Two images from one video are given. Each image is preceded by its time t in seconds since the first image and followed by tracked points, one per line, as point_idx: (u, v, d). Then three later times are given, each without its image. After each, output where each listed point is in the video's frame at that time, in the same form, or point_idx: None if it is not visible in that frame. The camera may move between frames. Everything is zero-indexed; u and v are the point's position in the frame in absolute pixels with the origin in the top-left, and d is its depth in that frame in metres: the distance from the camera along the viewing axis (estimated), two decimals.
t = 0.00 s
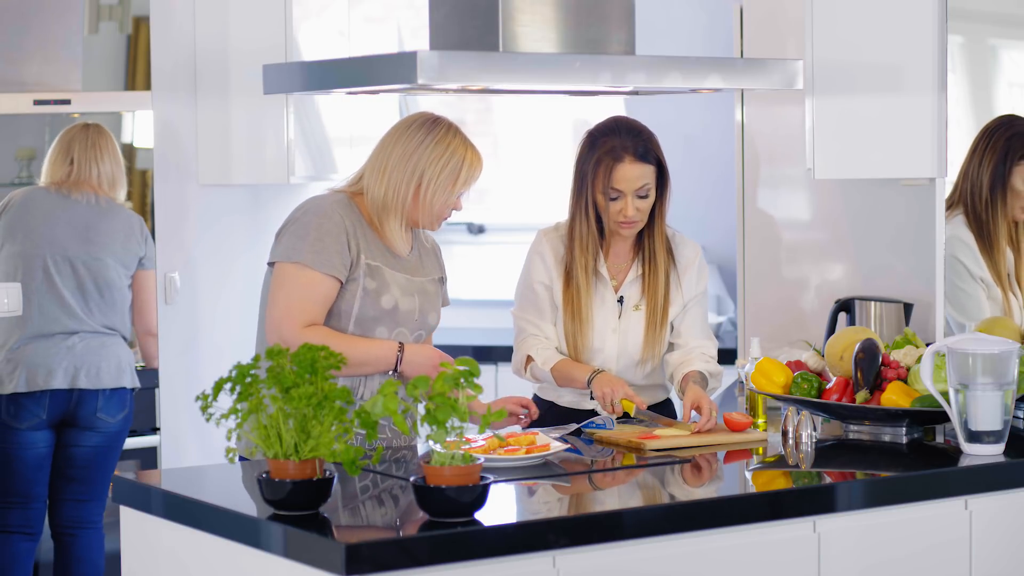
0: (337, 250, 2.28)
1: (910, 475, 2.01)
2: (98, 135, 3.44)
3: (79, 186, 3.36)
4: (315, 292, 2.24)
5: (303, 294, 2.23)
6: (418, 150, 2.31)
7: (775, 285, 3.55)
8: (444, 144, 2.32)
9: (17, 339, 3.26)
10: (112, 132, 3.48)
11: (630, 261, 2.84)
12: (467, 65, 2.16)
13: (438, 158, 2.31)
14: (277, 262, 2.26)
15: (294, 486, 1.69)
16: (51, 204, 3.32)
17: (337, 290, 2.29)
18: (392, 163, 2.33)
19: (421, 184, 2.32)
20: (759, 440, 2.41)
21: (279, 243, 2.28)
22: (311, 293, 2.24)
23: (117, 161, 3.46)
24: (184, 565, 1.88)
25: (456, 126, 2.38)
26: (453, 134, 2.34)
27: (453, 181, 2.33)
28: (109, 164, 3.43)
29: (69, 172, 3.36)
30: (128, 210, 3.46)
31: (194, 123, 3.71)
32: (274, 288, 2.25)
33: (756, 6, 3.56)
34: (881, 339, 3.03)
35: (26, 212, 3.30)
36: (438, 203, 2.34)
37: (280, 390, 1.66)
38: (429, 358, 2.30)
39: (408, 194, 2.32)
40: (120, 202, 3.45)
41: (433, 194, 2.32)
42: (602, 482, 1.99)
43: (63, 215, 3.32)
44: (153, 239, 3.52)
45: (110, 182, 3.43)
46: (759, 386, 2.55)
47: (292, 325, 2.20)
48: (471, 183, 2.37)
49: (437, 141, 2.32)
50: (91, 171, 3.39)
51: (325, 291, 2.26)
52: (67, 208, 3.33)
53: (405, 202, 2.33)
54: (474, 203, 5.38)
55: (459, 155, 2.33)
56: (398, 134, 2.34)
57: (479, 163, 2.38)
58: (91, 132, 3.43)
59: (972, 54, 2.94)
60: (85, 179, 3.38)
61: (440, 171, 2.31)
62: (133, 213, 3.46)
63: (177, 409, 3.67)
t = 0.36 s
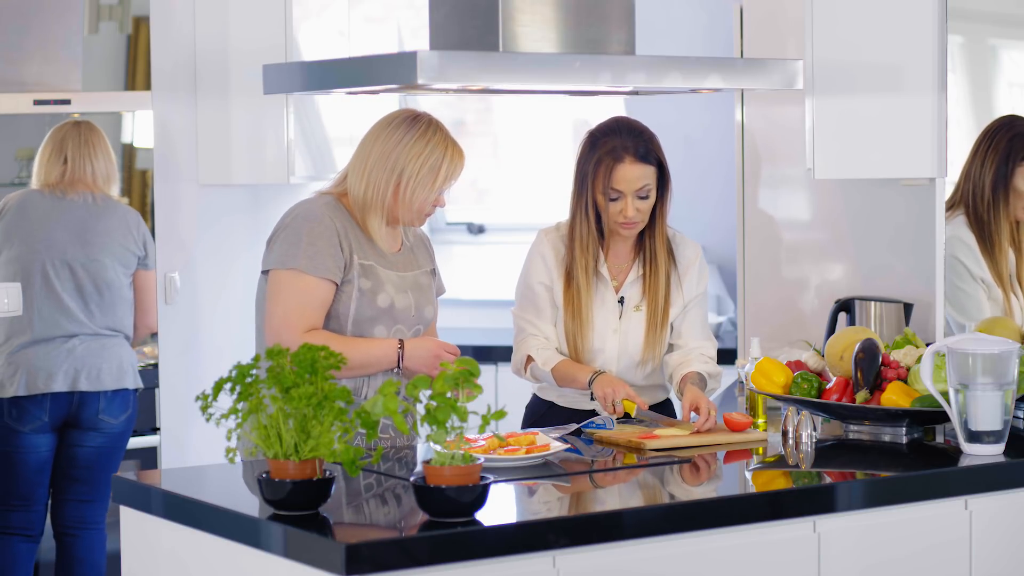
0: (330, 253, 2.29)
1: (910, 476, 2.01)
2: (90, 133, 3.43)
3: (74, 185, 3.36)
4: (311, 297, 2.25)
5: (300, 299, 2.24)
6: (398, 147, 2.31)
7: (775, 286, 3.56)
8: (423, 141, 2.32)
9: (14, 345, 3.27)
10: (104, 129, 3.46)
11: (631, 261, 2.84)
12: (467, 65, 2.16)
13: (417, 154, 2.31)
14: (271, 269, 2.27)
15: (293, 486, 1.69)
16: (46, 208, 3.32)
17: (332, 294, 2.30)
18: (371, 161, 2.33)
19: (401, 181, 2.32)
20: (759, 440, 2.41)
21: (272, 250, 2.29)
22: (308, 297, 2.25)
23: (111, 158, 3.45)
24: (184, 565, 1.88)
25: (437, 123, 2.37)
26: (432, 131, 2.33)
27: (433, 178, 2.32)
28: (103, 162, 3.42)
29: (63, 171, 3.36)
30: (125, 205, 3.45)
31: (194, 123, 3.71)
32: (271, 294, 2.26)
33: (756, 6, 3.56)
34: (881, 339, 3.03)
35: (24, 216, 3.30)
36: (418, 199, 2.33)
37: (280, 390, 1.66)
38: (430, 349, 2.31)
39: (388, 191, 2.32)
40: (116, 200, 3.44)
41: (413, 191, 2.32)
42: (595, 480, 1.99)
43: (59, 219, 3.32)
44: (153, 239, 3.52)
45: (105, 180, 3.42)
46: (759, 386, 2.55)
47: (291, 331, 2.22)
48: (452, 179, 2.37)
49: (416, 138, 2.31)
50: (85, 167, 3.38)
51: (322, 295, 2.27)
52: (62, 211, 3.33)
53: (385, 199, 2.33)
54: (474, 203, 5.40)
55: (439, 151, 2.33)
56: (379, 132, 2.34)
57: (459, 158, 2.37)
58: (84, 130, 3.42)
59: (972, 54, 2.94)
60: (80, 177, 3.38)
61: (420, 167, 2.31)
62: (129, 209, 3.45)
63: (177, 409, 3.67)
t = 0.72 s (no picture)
0: (320, 252, 2.29)
1: (910, 476, 2.01)
2: (86, 130, 3.43)
3: (72, 185, 3.35)
4: (305, 297, 2.26)
5: (294, 300, 2.25)
6: (386, 143, 2.32)
7: (775, 285, 3.56)
8: (412, 137, 2.32)
9: (15, 347, 3.26)
10: (99, 126, 3.46)
11: (631, 262, 2.84)
12: (466, 65, 2.16)
13: (405, 150, 2.31)
14: (263, 271, 2.27)
15: (293, 486, 1.69)
16: (44, 208, 3.29)
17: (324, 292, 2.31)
18: (360, 158, 2.34)
19: (389, 177, 2.32)
20: (758, 440, 2.41)
21: (263, 252, 2.29)
22: (301, 297, 2.26)
23: (107, 155, 3.44)
24: (184, 565, 1.88)
25: (426, 119, 2.38)
26: (421, 127, 2.34)
27: (422, 174, 2.33)
28: (99, 160, 3.41)
29: (60, 170, 3.35)
30: (121, 204, 3.43)
31: (194, 123, 3.71)
32: (264, 296, 2.27)
33: (756, 6, 3.56)
34: (881, 338, 3.03)
35: (21, 218, 3.27)
36: (407, 195, 2.34)
37: (280, 390, 1.66)
38: (424, 346, 2.32)
39: (377, 187, 2.33)
40: (113, 198, 3.43)
41: (401, 187, 2.32)
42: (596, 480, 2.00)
43: (58, 219, 3.29)
44: (153, 239, 3.52)
45: (101, 178, 3.41)
46: (759, 386, 2.54)
47: (285, 330, 2.23)
48: (441, 175, 2.37)
49: (405, 135, 2.32)
50: (82, 165, 3.37)
51: (314, 294, 2.28)
52: (61, 210, 3.30)
53: (374, 195, 2.33)
54: (474, 203, 5.40)
55: (428, 147, 2.34)
56: (368, 128, 2.35)
57: (449, 155, 2.38)
58: (80, 128, 3.42)
59: (972, 54, 2.94)
60: (77, 176, 3.36)
61: (408, 163, 2.31)
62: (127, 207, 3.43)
63: (177, 409, 3.67)
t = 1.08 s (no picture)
0: (315, 254, 2.29)
1: (910, 476, 2.01)
2: (82, 129, 3.41)
3: (69, 185, 3.32)
4: (302, 298, 2.26)
5: (291, 302, 2.25)
6: (376, 142, 2.32)
7: (775, 286, 3.56)
8: (402, 136, 2.33)
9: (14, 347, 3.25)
10: (94, 125, 3.45)
11: (629, 259, 2.84)
12: (466, 65, 2.16)
13: (395, 149, 2.32)
14: (258, 273, 2.27)
15: (294, 486, 1.69)
16: (39, 208, 3.27)
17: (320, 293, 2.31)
18: (350, 157, 2.34)
19: (379, 177, 2.32)
20: (759, 440, 2.41)
21: (259, 254, 2.29)
22: (298, 298, 2.26)
23: (102, 155, 3.43)
24: (184, 565, 1.88)
25: (417, 118, 2.39)
26: (411, 126, 2.35)
27: (412, 173, 2.33)
28: (95, 159, 3.40)
29: (58, 168, 3.32)
30: (117, 203, 3.41)
31: (194, 123, 3.71)
32: (261, 298, 2.27)
33: (756, 6, 3.56)
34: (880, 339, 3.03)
35: (18, 218, 3.26)
36: (396, 194, 2.34)
37: (280, 390, 1.66)
38: (422, 346, 2.32)
39: (367, 187, 2.33)
40: (108, 198, 3.41)
41: (391, 186, 2.33)
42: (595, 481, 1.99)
43: (55, 219, 3.27)
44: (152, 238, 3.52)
45: (97, 177, 3.39)
46: (759, 386, 2.54)
47: (282, 332, 2.23)
48: (432, 174, 2.37)
49: (395, 134, 2.33)
50: (79, 165, 3.35)
51: (311, 295, 2.28)
52: (58, 210, 3.28)
53: (364, 195, 2.34)
54: (474, 203, 5.41)
55: (418, 146, 2.34)
56: (359, 128, 2.36)
57: (439, 153, 2.38)
58: (76, 126, 3.40)
59: (972, 54, 2.91)
60: (74, 176, 3.34)
61: (399, 162, 2.32)
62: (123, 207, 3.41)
63: (177, 409, 3.67)
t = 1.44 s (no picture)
0: (314, 254, 2.29)
1: (910, 476, 2.01)
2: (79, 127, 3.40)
3: (69, 185, 3.32)
4: (300, 298, 2.26)
5: (290, 302, 2.25)
6: (368, 142, 2.33)
7: (775, 285, 3.56)
8: (395, 135, 2.33)
9: (14, 347, 3.25)
10: (90, 126, 3.44)
11: (628, 258, 2.84)
12: (466, 65, 2.16)
13: (388, 147, 2.32)
14: (257, 273, 2.27)
15: (294, 486, 1.69)
16: (37, 207, 3.27)
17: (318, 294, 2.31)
18: (343, 157, 2.35)
19: (372, 175, 2.32)
20: (759, 440, 2.41)
21: (257, 254, 2.29)
22: (296, 298, 2.26)
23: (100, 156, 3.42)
24: (184, 565, 1.88)
25: (413, 119, 2.38)
26: (405, 126, 2.35)
27: (405, 171, 2.32)
28: (95, 159, 3.39)
29: (57, 167, 3.32)
30: (117, 203, 3.41)
31: (194, 123, 3.71)
32: (259, 298, 2.27)
33: (756, 6, 3.56)
34: (880, 339, 3.03)
35: (17, 218, 3.26)
36: (389, 193, 2.33)
37: (280, 390, 1.66)
38: (422, 346, 2.33)
39: (359, 185, 2.33)
40: (106, 198, 3.40)
41: (384, 185, 2.32)
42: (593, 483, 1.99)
43: (54, 219, 3.27)
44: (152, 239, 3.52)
45: (96, 178, 3.39)
46: (759, 386, 2.54)
47: (280, 332, 2.23)
48: (426, 174, 2.36)
49: (388, 132, 2.32)
50: (80, 164, 3.34)
51: (309, 296, 2.28)
52: (57, 209, 3.28)
53: (356, 193, 2.34)
54: (473, 203, 5.41)
55: (411, 145, 2.33)
56: (354, 127, 2.36)
57: (434, 152, 2.38)
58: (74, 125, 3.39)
59: (972, 54, 2.91)
60: (73, 175, 3.33)
61: (392, 160, 2.31)
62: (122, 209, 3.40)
63: (177, 410, 3.67)
